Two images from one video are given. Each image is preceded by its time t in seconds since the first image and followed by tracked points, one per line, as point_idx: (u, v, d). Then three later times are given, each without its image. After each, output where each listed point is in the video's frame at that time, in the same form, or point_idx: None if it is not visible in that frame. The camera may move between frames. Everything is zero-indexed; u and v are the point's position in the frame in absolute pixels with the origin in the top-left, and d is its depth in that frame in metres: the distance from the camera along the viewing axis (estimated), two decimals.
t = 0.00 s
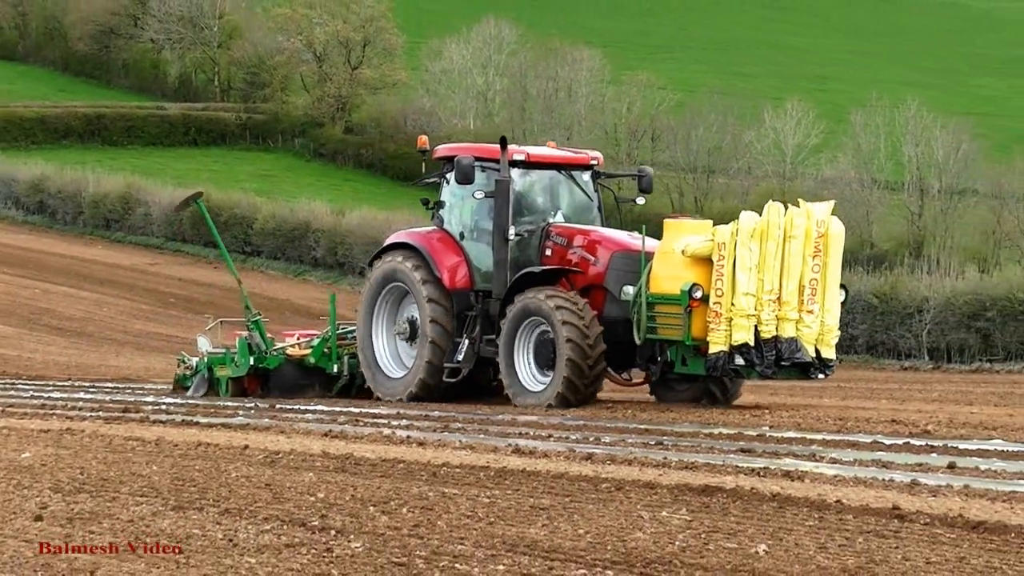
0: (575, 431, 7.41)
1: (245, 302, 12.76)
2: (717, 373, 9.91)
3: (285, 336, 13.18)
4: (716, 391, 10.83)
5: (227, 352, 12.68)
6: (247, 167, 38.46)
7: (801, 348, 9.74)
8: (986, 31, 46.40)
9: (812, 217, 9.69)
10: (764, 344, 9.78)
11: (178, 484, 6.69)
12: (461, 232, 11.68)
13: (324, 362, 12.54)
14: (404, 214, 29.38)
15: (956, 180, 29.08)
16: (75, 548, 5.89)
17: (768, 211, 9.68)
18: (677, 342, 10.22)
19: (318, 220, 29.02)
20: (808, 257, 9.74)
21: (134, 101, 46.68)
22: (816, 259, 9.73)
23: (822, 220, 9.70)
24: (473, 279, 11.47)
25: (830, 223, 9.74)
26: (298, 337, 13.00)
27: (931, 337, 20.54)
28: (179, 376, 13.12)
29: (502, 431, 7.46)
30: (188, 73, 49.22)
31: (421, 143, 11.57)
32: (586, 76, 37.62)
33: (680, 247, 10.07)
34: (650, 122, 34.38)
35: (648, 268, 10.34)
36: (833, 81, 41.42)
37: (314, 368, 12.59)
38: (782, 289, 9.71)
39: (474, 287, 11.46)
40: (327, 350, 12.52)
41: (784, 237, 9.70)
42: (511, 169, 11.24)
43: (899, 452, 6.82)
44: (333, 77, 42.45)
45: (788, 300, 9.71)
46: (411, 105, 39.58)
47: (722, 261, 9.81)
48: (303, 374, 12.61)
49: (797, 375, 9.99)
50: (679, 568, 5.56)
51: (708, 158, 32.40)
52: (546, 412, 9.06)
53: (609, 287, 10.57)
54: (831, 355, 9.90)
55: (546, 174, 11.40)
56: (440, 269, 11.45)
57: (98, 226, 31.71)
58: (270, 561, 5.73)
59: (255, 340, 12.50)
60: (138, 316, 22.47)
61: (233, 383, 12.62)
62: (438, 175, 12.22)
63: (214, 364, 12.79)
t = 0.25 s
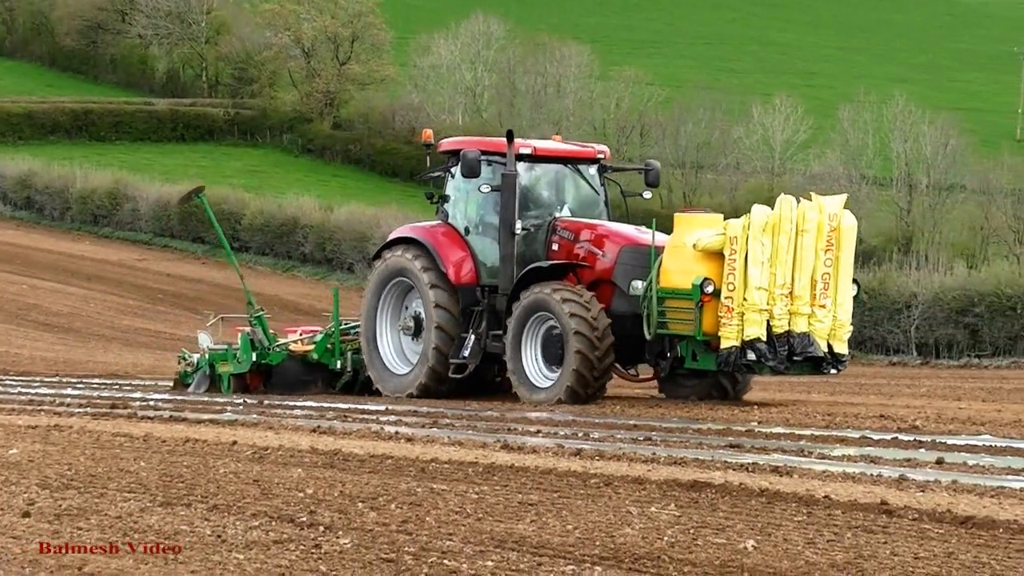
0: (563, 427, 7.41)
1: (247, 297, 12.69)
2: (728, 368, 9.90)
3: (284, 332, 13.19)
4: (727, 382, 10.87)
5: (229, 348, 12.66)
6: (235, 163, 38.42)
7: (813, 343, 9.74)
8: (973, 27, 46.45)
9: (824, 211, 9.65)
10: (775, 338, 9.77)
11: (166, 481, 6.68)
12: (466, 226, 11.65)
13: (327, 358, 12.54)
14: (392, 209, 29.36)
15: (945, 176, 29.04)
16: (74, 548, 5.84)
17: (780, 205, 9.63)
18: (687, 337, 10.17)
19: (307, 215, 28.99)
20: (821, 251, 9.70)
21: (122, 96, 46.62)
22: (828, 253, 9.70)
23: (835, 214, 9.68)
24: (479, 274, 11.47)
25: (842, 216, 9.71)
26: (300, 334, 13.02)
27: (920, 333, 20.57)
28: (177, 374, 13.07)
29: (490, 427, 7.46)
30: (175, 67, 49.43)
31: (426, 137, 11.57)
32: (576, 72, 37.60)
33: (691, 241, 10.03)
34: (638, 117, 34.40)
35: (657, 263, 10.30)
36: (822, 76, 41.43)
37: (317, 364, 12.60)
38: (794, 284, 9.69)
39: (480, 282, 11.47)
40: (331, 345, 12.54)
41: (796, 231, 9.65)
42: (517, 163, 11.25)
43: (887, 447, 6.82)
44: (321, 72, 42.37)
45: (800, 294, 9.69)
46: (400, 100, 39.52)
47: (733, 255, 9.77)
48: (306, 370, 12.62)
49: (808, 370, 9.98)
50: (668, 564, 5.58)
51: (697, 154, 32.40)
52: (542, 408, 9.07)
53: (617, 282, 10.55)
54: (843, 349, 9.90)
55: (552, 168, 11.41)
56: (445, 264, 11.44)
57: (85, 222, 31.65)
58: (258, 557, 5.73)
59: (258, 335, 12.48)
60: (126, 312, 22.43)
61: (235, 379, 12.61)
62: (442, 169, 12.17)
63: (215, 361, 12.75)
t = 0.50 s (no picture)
0: (551, 425, 7.40)
1: (246, 293, 12.67)
2: (738, 366, 9.84)
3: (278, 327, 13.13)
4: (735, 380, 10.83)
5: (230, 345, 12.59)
6: (223, 159, 38.37)
7: (823, 341, 9.64)
8: (960, 27, 46.53)
9: (835, 208, 9.54)
10: (786, 336, 9.67)
11: (152, 478, 6.67)
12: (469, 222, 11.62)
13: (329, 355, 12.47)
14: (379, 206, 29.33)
15: (932, 174, 29.06)
16: (74, 547, 5.80)
17: (791, 201, 9.52)
18: (696, 335, 10.12)
19: (293, 212, 28.96)
20: (831, 249, 9.60)
21: (109, 92, 46.54)
22: (839, 251, 9.60)
23: (846, 211, 9.57)
24: (483, 270, 11.41)
25: (853, 214, 9.60)
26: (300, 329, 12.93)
27: (906, 331, 20.58)
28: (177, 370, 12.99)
29: (476, 425, 7.45)
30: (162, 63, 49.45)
31: (429, 132, 11.52)
32: (564, 70, 37.58)
33: (701, 238, 9.99)
34: (625, 114, 34.42)
35: (667, 259, 10.27)
36: (809, 76, 41.47)
37: (319, 361, 12.51)
38: (805, 281, 9.58)
39: (484, 279, 11.41)
40: (333, 342, 12.49)
41: (807, 228, 9.54)
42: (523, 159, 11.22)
43: (874, 446, 6.82)
44: (309, 68, 42.33)
45: (811, 292, 9.59)
46: (387, 98, 39.47)
47: (744, 253, 9.68)
48: (307, 367, 12.52)
49: (817, 369, 9.87)
50: (654, 562, 5.59)
51: (685, 151, 32.41)
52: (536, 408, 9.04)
53: (624, 279, 10.54)
54: (853, 348, 9.81)
55: (556, 163, 11.38)
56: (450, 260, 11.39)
57: (71, 218, 31.60)
58: (244, 554, 5.73)
59: (259, 332, 12.44)
60: (112, 308, 22.39)
61: (235, 375, 12.56)
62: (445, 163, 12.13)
63: (215, 357, 12.67)
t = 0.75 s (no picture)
0: (536, 424, 7.39)
1: (244, 291, 12.66)
2: (746, 366, 9.88)
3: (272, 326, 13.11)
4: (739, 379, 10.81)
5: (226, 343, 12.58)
6: (205, 158, 38.35)
7: (830, 340, 9.63)
8: (942, 26, 46.61)
9: (841, 206, 9.54)
10: (793, 336, 9.67)
11: (134, 475, 6.66)
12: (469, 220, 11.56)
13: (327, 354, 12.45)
14: (362, 205, 29.31)
15: (914, 174, 29.10)
16: (76, 548, 5.78)
17: (797, 199, 9.54)
18: (701, 335, 10.15)
19: (276, 210, 28.92)
20: (838, 247, 9.60)
21: (90, 91, 46.47)
22: (845, 249, 9.61)
23: (852, 209, 9.56)
24: (484, 268, 11.36)
25: (860, 212, 9.61)
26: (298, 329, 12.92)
27: (888, 330, 20.59)
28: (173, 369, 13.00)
29: (459, 424, 7.44)
30: (143, 61, 49.52)
31: (429, 130, 11.48)
32: (547, 69, 37.60)
33: (706, 237, 10.00)
34: (609, 113, 34.43)
35: (671, 258, 10.28)
36: (792, 75, 41.51)
37: (316, 360, 12.50)
38: (811, 280, 9.58)
39: (485, 278, 11.36)
40: (331, 341, 12.44)
41: (814, 226, 9.55)
42: (524, 156, 11.18)
43: (856, 444, 6.83)
44: (292, 67, 42.33)
45: (817, 291, 9.58)
46: (370, 96, 39.43)
47: (750, 251, 9.68)
48: (305, 366, 12.51)
49: (825, 367, 9.87)
50: (635, 562, 5.60)
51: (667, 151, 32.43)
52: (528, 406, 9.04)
53: (627, 277, 10.52)
54: (861, 348, 9.79)
55: (558, 161, 11.33)
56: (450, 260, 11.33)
57: (53, 216, 31.53)
58: (223, 552, 5.74)
59: (256, 330, 12.42)
60: (94, 307, 22.35)
61: (231, 374, 12.54)
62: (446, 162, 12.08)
63: (211, 356, 12.68)
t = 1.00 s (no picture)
0: (515, 422, 7.38)
1: (238, 289, 12.70)
2: (748, 366, 9.74)
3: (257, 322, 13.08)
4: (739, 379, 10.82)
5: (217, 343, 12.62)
6: (180, 156, 38.30)
7: (834, 339, 9.61)
8: (916, 27, 46.74)
9: (846, 204, 9.52)
10: (796, 335, 9.60)
11: (108, 473, 6.65)
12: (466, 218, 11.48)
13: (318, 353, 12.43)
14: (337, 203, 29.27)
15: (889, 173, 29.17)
16: (73, 548, 5.77)
17: (801, 196, 9.50)
18: (703, 334, 10.09)
19: (251, 208, 28.87)
20: (841, 245, 9.58)
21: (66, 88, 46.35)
22: (848, 247, 9.58)
23: (855, 206, 9.54)
24: (480, 268, 11.32)
25: (863, 209, 9.59)
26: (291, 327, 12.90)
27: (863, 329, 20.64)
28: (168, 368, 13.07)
29: (435, 422, 7.44)
30: (120, 59, 49.44)
31: (422, 126, 11.41)
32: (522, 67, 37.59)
33: (708, 234, 9.92)
34: (584, 112, 34.44)
35: (673, 255, 10.20)
36: (765, 75, 41.58)
37: (309, 360, 12.47)
38: (815, 278, 9.55)
39: (482, 276, 11.32)
40: (324, 340, 12.45)
41: (818, 223, 9.50)
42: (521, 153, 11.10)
43: (831, 443, 6.85)
44: (267, 65, 42.31)
45: (821, 289, 9.55)
46: (346, 95, 39.38)
47: (752, 249, 9.56)
48: (298, 365, 12.46)
49: (828, 367, 9.82)
50: (610, 560, 5.63)
51: (643, 150, 32.45)
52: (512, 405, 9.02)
53: (627, 275, 10.47)
54: (863, 347, 9.78)
55: (554, 157, 11.27)
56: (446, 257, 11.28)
57: (26, 214, 31.46)
58: (199, 551, 5.74)
59: (248, 329, 12.46)
60: (67, 304, 22.30)
61: (223, 373, 12.58)
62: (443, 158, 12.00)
63: (203, 355, 12.77)
